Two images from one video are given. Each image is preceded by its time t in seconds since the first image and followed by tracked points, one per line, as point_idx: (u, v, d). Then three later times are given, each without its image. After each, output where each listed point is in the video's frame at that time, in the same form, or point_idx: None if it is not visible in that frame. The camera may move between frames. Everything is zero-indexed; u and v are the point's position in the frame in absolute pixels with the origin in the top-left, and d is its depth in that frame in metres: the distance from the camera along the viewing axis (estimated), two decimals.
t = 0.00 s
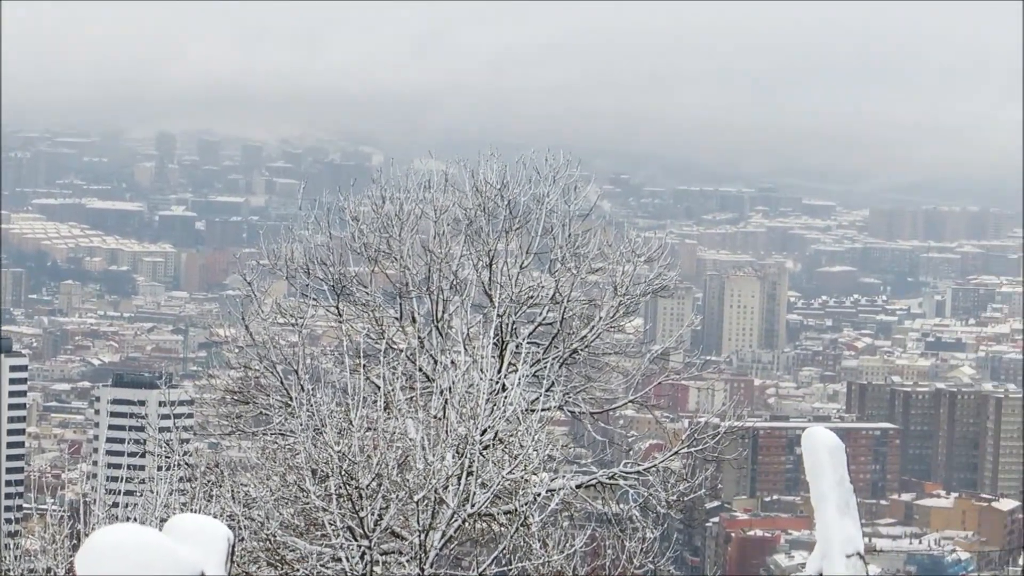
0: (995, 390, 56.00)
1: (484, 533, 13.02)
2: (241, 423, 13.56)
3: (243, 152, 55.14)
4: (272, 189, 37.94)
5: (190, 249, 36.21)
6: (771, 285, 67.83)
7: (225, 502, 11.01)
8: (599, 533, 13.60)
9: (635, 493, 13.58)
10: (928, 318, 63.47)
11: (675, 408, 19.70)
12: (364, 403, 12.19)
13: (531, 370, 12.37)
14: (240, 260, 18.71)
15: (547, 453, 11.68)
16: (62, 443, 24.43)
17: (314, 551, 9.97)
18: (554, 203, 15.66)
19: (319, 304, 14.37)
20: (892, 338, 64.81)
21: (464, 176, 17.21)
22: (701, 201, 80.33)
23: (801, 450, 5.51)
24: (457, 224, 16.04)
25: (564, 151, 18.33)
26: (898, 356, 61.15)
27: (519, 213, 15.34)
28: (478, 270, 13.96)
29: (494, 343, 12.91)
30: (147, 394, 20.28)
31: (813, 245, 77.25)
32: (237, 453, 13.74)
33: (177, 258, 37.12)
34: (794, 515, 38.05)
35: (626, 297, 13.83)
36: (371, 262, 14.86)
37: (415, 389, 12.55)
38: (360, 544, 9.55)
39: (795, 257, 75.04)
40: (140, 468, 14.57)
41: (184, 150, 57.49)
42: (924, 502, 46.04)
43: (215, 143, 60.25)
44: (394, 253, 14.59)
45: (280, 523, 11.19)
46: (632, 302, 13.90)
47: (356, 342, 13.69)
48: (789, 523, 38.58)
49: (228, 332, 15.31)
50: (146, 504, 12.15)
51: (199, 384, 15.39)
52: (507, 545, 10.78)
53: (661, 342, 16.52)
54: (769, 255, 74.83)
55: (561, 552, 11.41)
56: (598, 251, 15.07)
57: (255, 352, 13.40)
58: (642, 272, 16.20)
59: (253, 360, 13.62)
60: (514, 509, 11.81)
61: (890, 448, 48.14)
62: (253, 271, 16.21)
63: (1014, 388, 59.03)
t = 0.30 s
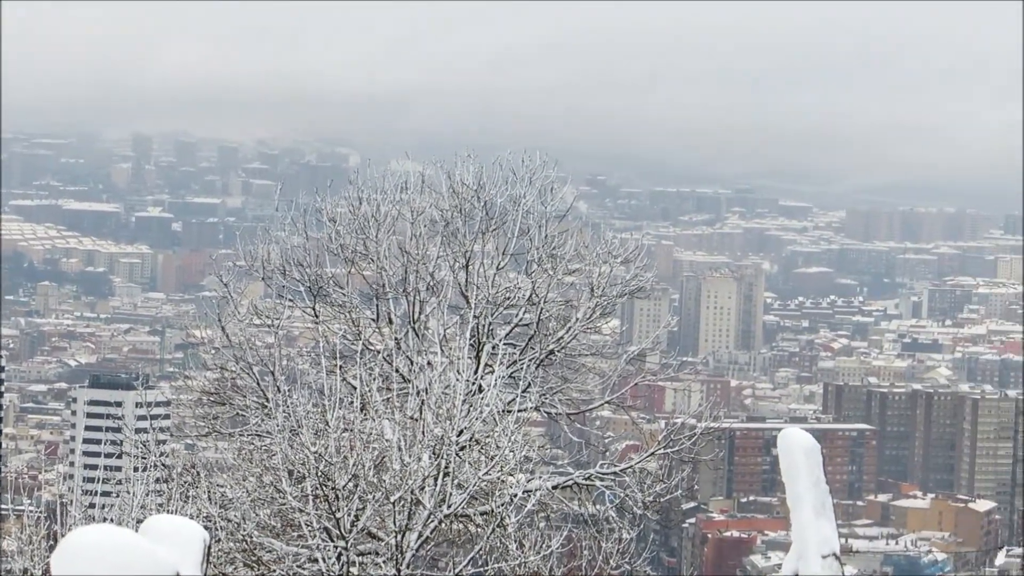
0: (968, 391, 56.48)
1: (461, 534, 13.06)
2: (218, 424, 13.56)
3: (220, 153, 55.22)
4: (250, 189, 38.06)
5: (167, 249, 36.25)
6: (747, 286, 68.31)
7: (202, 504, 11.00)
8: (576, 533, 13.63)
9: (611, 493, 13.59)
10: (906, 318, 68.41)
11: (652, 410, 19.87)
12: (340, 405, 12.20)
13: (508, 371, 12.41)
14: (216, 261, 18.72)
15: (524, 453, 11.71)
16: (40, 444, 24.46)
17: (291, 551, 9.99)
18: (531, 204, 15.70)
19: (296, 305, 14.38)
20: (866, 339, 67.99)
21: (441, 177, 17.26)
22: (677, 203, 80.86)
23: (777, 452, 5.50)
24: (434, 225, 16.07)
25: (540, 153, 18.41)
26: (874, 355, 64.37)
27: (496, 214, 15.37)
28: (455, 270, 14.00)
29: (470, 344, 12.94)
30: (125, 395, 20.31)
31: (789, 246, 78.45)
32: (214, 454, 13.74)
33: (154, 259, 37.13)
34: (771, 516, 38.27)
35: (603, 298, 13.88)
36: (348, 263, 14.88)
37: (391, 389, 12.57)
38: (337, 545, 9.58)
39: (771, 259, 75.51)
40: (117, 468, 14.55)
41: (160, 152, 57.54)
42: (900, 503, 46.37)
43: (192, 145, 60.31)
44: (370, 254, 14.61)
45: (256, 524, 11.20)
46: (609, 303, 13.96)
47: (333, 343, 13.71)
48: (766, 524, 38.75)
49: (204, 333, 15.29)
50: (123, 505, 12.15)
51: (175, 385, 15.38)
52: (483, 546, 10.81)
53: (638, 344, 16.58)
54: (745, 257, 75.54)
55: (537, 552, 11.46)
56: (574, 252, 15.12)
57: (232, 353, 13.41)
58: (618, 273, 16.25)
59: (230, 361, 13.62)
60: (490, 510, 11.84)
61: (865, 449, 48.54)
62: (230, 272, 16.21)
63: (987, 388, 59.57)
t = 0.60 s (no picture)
0: (945, 391, 56.83)
1: (439, 534, 13.11)
2: (196, 424, 13.58)
3: (197, 154, 55.26)
4: (227, 190, 38.11)
5: (145, 249, 36.25)
6: (724, 286, 68.62)
7: (180, 504, 11.03)
8: (554, 533, 13.68)
9: (589, 493, 13.62)
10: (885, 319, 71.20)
11: (630, 408, 19.98)
12: (318, 405, 12.23)
13: (484, 370, 12.46)
14: (194, 260, 18.73)
15: (501, 452, 11.75)
16: (19, 444, 24.50)
17: (268, 552, 10.02)
18: (509, 203, 15.73)
19: (273, 305, 14.40)
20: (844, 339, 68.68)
21: (419, 176, 17.28)
22: (655, 203, 81.15)
23: (756, 448, 5.51)
24: (411, 225, 16.10)
25: (518, 152, 18.45)
26: (853, 353, 65.55)
27: (473, 214, 15.40)
28: (432, 271, 14.03)
29: (448, 344, 12.98)
30: (104, 394, 20.34)
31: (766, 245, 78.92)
32: (193, 455, 13.77)
33: (132, 260, 37.13)
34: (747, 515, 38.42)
35: (580, 298, 13.92)
36: (325, 263, 14.91)
37: (369, 390, 12.60)
38: (314, 546, 9.61)
39: (749, 258, 75.84)
40: (95, 468, 14.57)
41: (138, 152, 57.56)
42: (877, 502, 46.64)
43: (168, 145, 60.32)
44: (348, 254, 14.62)
45: (235, 523, 11.23)
46: (586, 303, 14.00)
47: (310, 343, 13.73)
48: (744, 523, 38.92)
49: (182, 334, 15.28)
50: (101, 504, 12.17)
51: (153, 386, 15.39)
52: (461, 546, 10.84)
53: (616, 344, 16.62)
54: (722, 256, 75.91)
55: (514, 552, 11.49)
56: (552, 251, 15.15)
57: (209, 353, 13.42)
58: (596, 272, 16.29)
59: (207, 361, 13.63)
60: (468, 510, 11.88)
61: (843, 449, 48.79)
62: (207, 271, 16.22)
63: (965, 388, 59.96)
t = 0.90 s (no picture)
0: (925, 390, 57.08)
1: (420, 534, 13.15)
2: (175, 424, 13.58)
3: (177, 154, 55.23)
4: (207, 190, 38.11)
5: (124, 249, 36.24)
6: (703, 286, 68.89)
7: (160, 503, 11.05)
8: (533, 533, 13.74)
9: (569, 493, 13.68)
10: (865, 319, 71.84)
11: (609, 408, 20.04)
12: (298, 405, 12.25)
13: (464, 370, 12.49)
14: (174, 260, 18.73)
15: (481, 452, 11.77)
16: None
17: (247, 551, 10.05)
18: (488, 204, 15.76)
19: (252, 305, 14.44)
20: (824, 338, 68.82)
21: (398, 176, 17.30)
22: (634, 203, 81.35)
23: (734, 448, 5.51)
24: (390, 224, 16.13)
25: (497, 152, 18.47)
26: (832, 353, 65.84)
27: (453, 214, 15.43)
28: (411, 271, 14.05)
29: (427, 343, 13.01)
30: (83, 393, 20.33)
31: (745, 245, 79.20)
32: (174, 455, 13.78)
33: (112, 260, 37.13)
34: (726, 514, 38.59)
35: (560, 298, 13.96)
36: (305, 263, 14.92)
37: (348, 389, 12.63)
38: (294, 545, 9.64)
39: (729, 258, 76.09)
40: (75, 469, 14.56)
41: (118, 153, 57.52)
42: (857, 501, 46.85)
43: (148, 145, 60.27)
44: (327, 253, 14.63)
45: (215, 523, 11.24)
46: (565, 303, 14.04)
47: (290, 343, 13.77)
48: (724, 522, 39.10)
49: (162, 334, 15.29)
50: (81, 504, 12.18)
51: (133, 386, 15.38)
52: (441, 545, 10.87)
53: (596, 344, 16.66)
54: (701, 256, 76.16)
55: (495, 552, 11.52)
56: (531, 251, 15.18)
57: (189, 353, 13.43)
58: (575, 273, 16.34)
59: (187, 361, 13.64)
60: (448, 509, 11.90)
61: (822, 448, 48.99)
62: (187, 271, 16.21)
63: (945, 387, 60.23)
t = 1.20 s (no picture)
0: (906, 390, 57.28)
1: (401, 534, 13.18)
2: (157, 424, 13.59)
3: (158, 154, 55.10)
4: (188, 190, 38.03)
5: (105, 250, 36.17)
6: (685, 287, 69.04)
7: (142, 504, 11.04)
8: (514, 533, 13.78)
9: (551, 493, 13.69)
10: (846, 319, 72.13)
11: (591, 408, 20.08)
12: (279, 405, 12.27)
13: (445, 370, 12.53)
14: (155, 260, 18.70)
15: (462, 453, 11.81)
16: None
17: (229, 551, 10.07)
18: (469, 204, 15.80)
19: (234, 305, 14.43)
20: (805, 338, 69.06)
21: (379, 176, 17.31)
22: (616, 203, 81.51)
23: (715, 451, 5.60)
24: (372, 224, 16.15)
25: (479, 153, 18.50)
26: (813, 353, 66.04)
27: (434, 214, 15.47)
28: (393, 271, 14.08)
29: (409, 343, 13.04)
30: (63, 394, 20.29)
31: (726, 245, 79.39)
32: (154, 455, 13.78)
33: (93, 260, 37.04)
34: (708, 514, 38.68)
35: (541, 298, 14.01)
36: (286, 263, 14.94)
37: (330, 389, 12.65)
38: (275, 546, 9.67)
39: (710, 258, 76.33)
40: (56, 469, 14.55)
41: (99, 153, 57.36)
42: (839, 502, 47.00)
43: (129, 145, 60.12)
44: (308, 253, 14.66)
45: (195, 524, 11.26)
46: (546, 303, 14.09)
47: (271, 342, 13.79)
48: (706, 523, 39.13)
49: (143, 333, 15.26)
50: (61, 505, 12.17)
51: (114, 386, 15.36)
52: (422, 545, 10.91)
53: (577, 344, 16.70)
54: (683, 256, 76.32)
55: (476, 551, 11.56)
56: (513, 251, 15.23)
57: (170, 353, 13.43)
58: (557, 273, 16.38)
59: (168, 361, 13.65)
60: (429, 510, 11.94)
61: (804, 448, 49.15)
62: (168, 272, 16.21)
63: (926, 387, 60.46)
